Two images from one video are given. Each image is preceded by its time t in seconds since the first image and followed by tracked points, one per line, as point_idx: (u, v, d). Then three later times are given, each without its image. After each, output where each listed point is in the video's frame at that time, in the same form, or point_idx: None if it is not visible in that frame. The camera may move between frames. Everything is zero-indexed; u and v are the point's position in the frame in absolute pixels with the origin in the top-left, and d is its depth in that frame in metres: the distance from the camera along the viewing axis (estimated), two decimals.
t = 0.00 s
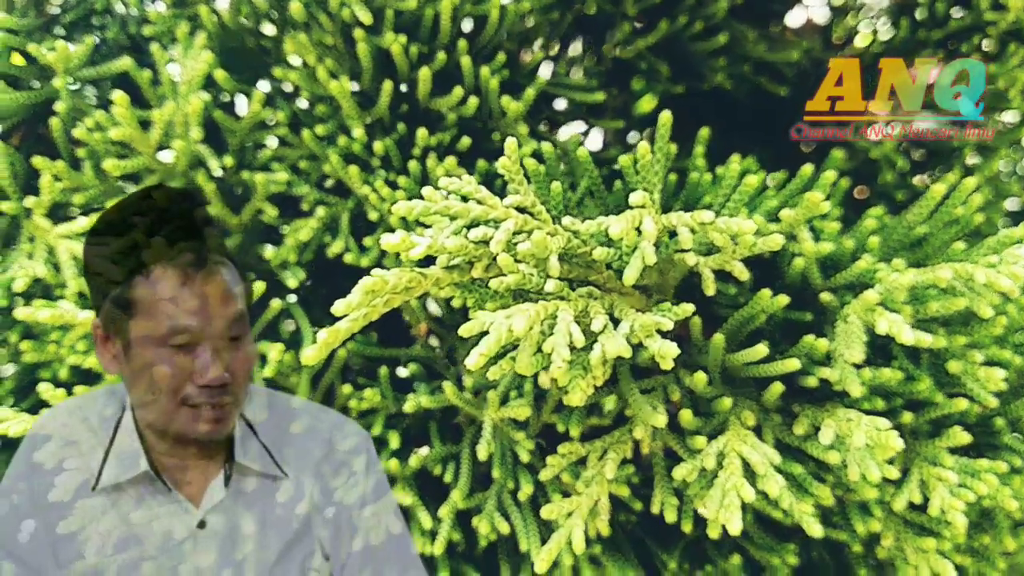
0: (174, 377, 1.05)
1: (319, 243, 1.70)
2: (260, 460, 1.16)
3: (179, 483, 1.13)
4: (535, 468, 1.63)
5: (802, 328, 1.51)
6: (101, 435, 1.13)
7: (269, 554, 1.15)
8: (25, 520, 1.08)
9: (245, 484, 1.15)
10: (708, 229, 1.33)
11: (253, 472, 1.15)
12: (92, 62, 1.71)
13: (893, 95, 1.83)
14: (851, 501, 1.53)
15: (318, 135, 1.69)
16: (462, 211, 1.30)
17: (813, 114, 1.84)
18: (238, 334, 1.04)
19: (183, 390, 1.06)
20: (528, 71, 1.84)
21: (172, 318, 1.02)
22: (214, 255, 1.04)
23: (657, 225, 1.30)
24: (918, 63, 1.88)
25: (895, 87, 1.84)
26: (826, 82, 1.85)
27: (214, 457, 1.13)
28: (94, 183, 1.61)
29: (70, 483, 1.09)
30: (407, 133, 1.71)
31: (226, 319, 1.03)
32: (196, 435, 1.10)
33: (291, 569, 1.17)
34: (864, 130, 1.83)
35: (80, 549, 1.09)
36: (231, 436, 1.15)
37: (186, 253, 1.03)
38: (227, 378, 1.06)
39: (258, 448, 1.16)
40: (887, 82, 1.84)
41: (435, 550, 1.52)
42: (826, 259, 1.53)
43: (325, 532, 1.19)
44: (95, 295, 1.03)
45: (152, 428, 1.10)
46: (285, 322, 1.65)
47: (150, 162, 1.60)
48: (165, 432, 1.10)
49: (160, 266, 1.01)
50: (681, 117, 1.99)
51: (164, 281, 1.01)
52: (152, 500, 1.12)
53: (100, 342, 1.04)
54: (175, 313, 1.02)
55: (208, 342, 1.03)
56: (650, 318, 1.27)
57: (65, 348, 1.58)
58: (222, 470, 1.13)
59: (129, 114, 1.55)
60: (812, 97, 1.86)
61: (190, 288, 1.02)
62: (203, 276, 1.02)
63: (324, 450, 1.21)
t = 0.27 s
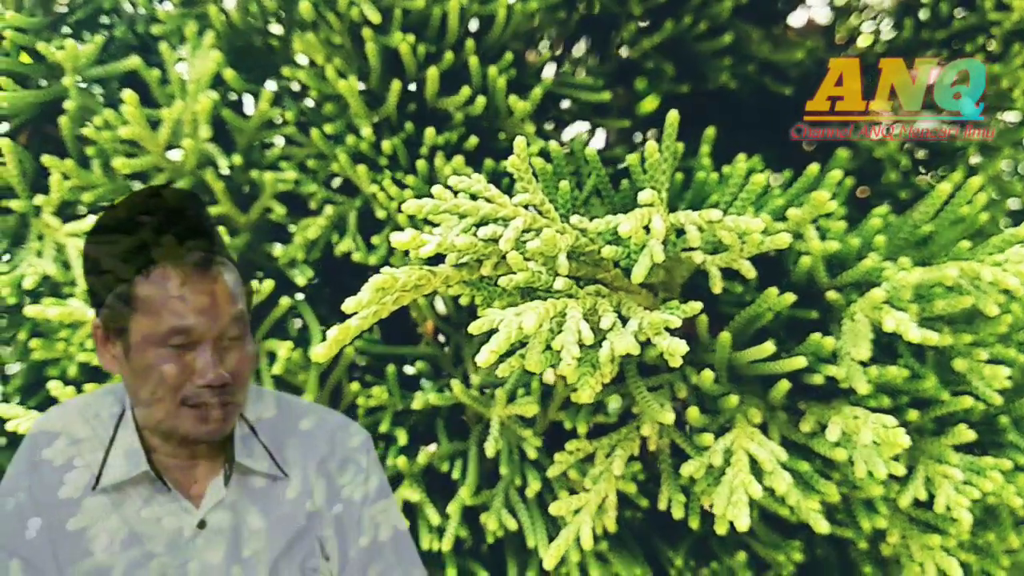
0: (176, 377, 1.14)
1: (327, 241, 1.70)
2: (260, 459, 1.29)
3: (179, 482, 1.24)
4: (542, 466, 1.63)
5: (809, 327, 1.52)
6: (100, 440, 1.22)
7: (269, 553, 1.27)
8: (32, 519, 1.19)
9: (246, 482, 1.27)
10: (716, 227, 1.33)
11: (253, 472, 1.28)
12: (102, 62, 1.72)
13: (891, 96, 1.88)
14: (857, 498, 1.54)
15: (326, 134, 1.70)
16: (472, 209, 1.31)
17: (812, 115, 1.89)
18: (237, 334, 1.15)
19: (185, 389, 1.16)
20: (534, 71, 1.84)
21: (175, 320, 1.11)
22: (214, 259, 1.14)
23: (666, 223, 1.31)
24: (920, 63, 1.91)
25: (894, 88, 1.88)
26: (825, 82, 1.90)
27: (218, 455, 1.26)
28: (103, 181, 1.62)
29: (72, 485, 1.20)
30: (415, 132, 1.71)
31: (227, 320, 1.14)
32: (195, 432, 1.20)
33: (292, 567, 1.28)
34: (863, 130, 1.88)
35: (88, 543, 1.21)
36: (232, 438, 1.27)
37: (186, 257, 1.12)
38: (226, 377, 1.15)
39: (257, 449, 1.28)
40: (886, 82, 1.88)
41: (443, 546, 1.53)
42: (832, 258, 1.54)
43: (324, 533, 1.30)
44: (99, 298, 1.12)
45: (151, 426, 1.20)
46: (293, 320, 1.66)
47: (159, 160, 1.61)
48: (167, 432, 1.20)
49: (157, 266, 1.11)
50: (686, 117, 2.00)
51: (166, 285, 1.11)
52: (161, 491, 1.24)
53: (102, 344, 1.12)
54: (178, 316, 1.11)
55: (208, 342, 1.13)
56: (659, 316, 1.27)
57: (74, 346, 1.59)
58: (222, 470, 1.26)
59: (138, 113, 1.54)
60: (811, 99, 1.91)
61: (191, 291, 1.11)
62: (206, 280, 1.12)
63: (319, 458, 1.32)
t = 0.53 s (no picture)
0: (173, 377, 1.04)
1: (343, 233, 1.72)
2: (259, 460, 1.17)
3: (180, 483, 1.15)
4: (556, 453, 1.66)
5: (820, 316, 1.54)
6: (98, 439, 1.15)
7: (268, 555, 1.15)
8: (45, 509, 1.11)
9: (244, 483, 1.16)
10: (731, 217, 1.36)
11: (251, 472, 1.16)
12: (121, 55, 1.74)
13: (891, 95, 1.94)
14: (867, 485, 1.57)
15: (342, 127, 1.72)
16: (490, 199, 1.34)
17: (813, 114, 1.96)
18: (239, 333, 1.04)
19: (183, 391, 1.05)
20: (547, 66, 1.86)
21: (174, 317, 1.01)
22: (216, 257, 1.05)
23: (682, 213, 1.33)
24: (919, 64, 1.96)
25: (894, 88, 1.95)
26: (826, 82, 1.96)
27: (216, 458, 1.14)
28: (123, 172, 1.64)
29: (72, 483, 1.14)
30: (430, 126, 1.74)
31: (227, 317, 1.02)
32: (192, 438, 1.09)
33: (293, 569, 1.16)
34: (863, 130, 1.93)
35: (85, 545, 1.13)
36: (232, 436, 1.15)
37: (187, 249, 1.03)
38: (228, 377, 1.04)
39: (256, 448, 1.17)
40: (885, 82, 1.95)
41: (459, 532, 1.55)
42: (843, 248, 1.56)
43: (326, 531, 1.18)
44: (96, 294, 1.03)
45: (150, 428, 1.10)
46: (310, 309, 1.69)
47: (178, 152, 1.63)
48: (165, 435, 1.10)
49: (160, 266, 1.02)
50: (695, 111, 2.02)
51: (165, 280, 1.01)
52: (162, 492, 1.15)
53: (102, 343, 1.04)
54: (177, 312, 1.01)
55: (208, 340, 1.02)
56: (675, 304, 1.30)
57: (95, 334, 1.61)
58: (222, 470, 1.15)
59: (158, 105, 1.55)
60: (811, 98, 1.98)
61: (192, 286, 1.02)
62: (204, 274, 1.03)
63: (323, 450, 1.21)
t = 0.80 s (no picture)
0: (174, 377, 1.07)
1: (350, 222, 1.71)
2: (259, 459, 1.22)
3: (179, 484, 1.18)
4: (566, 444, 1.64)
5: (833, 305, 1.53)
6: (97, 441, 1.20)
7: (266, 554, 1.19)
8: (45, 504, 1.15)
9: (245, 482, 1.20)
10: (746, 204, 1.34)
11: (252, 471, 1.20)
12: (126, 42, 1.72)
13: (891, 96, 1.91)
14: (879, 475, 1.56)
15: (350, 114, 1.70)
16: (503, 184, 1.32)
17: (813, 114, 1.92)
18: (239, 332, 1.08)
19: (183, 391, 1.08)
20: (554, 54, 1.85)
21: (174, 316, 1.05)
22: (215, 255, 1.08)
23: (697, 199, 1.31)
24: (919, 62, 1.92)
25: (894, 88, 1.91)
26: (825, 82, 1.93)
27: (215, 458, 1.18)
28: (128, 159, 1.62)
29: (72, 481, 1.17)
30: (438, 113, 1.72)
31: (227, 315, 1.06)
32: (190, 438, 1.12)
33: (292, 568, 1.19)
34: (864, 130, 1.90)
35: (86, 540, 1.17)
36: (232, 437, 1.20)
37: (187, 251, 1.06)
38: (228, 377, 1.08)
39: (256, 448, 1.22)
40: (885, 82, 1.92)
41: (469, 523, 1.54)
42: (856, 237, 1.55)
43: (325, 533, 1.22)
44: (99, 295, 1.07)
45: (151, 430, 1.13)
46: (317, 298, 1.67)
47: (184, 139, 1.61)
48: (166, 437, 1.13)
49: (159, 264, 1.05)
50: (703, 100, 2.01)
51: (165, 278, 1.05)
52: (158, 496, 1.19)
53: (105, 343, 1.08)
54: (177, 311, 1.05)
55: (208, 339, 1.06)
56: (690, 291, 1.28)
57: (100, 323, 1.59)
58: (222, 469, 1.19)
59: (164, 92, 1.54)
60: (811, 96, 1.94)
61: (191, 285, 1.05)
62: (203, 273, 1.06)
63: (321, 450, 1.25)
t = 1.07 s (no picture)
0: (175, 377, 1.13)
1: (363, 214, 1.70)
2: (259, 461, 1.29)
3: (181, 482, 1.26)
4: (579, 438, 1.63)
5: (849, 297, 1.53)
6: (100, 440, 1.26)
7: (267, 553, 1.27)
8: (51, 501, 1.22)
9: (244, 482, 1.28)
10: (765, 194, 1.34)
11: (252, 472, 1.28)
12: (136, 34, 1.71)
13: (892, 96, 1.90)
14: (894, 468, 1.55)
15: (362, 107, 1.69)
16: (522, 174, 1.32)
17: (814, 114, 1.89)
18: (237, 333, 1.13)
19: (184, 390, 1.14)
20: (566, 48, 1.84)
21: (175, 318, 1.11)
22: (214, 258, 1.14)
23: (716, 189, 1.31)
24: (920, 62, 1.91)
25: (894, 89, 1.91)
26: (825, 82, 1.90)
27: (214, 457, 1.25)
28: (140, 151, 1.61)
29: (76, 479, 1.24)
30: (450, 106, 1.71)
31: (225, 318, 1.12)
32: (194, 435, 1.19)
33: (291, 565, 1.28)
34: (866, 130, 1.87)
35: (89, 535, 1.24)
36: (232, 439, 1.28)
37: (187, 254, 1.12)
38: (227, 377, 1.14)
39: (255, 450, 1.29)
40: (885, 82, 1.91)
41: (484, 516, 1.53)
42: (872, 229, 1.54)
43: (325, 534, 1.30)
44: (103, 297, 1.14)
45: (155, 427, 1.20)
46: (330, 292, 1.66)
47: (196, 131, 1.60)
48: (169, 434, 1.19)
49: (161, 264, 1.11)
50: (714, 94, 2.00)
51: (166, 282, 1.11)
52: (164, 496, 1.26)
53: (108, 344, 1.14)
54: (177, 314, 1.11)
55: (208, 341, 1.11)
56: (709, 281, 1.28)
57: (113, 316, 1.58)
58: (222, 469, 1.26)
59: (177, 83, 1.52)
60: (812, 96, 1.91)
61: (190, 288, 1.11)
62: (203, 276, 1.11)
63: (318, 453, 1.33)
